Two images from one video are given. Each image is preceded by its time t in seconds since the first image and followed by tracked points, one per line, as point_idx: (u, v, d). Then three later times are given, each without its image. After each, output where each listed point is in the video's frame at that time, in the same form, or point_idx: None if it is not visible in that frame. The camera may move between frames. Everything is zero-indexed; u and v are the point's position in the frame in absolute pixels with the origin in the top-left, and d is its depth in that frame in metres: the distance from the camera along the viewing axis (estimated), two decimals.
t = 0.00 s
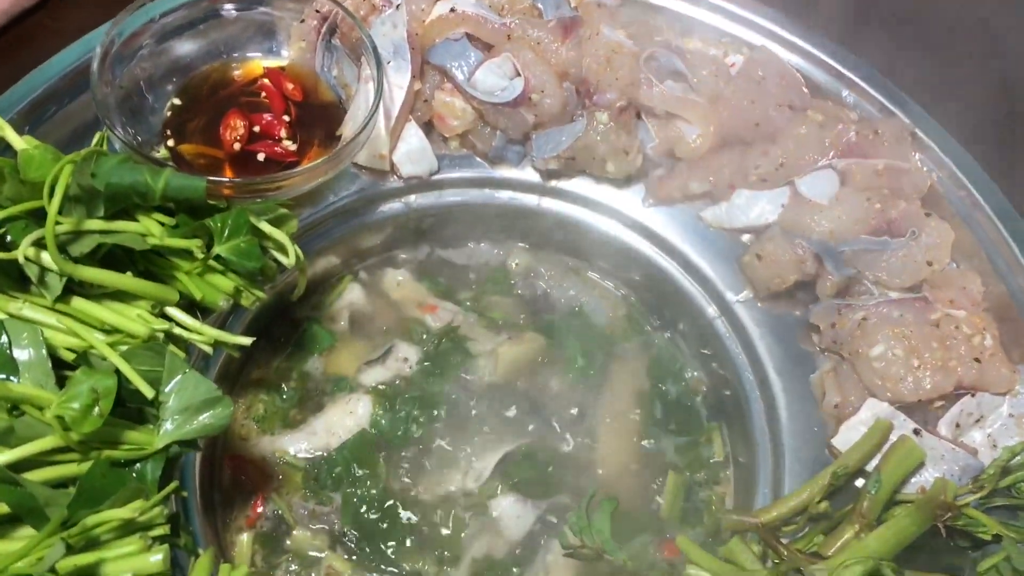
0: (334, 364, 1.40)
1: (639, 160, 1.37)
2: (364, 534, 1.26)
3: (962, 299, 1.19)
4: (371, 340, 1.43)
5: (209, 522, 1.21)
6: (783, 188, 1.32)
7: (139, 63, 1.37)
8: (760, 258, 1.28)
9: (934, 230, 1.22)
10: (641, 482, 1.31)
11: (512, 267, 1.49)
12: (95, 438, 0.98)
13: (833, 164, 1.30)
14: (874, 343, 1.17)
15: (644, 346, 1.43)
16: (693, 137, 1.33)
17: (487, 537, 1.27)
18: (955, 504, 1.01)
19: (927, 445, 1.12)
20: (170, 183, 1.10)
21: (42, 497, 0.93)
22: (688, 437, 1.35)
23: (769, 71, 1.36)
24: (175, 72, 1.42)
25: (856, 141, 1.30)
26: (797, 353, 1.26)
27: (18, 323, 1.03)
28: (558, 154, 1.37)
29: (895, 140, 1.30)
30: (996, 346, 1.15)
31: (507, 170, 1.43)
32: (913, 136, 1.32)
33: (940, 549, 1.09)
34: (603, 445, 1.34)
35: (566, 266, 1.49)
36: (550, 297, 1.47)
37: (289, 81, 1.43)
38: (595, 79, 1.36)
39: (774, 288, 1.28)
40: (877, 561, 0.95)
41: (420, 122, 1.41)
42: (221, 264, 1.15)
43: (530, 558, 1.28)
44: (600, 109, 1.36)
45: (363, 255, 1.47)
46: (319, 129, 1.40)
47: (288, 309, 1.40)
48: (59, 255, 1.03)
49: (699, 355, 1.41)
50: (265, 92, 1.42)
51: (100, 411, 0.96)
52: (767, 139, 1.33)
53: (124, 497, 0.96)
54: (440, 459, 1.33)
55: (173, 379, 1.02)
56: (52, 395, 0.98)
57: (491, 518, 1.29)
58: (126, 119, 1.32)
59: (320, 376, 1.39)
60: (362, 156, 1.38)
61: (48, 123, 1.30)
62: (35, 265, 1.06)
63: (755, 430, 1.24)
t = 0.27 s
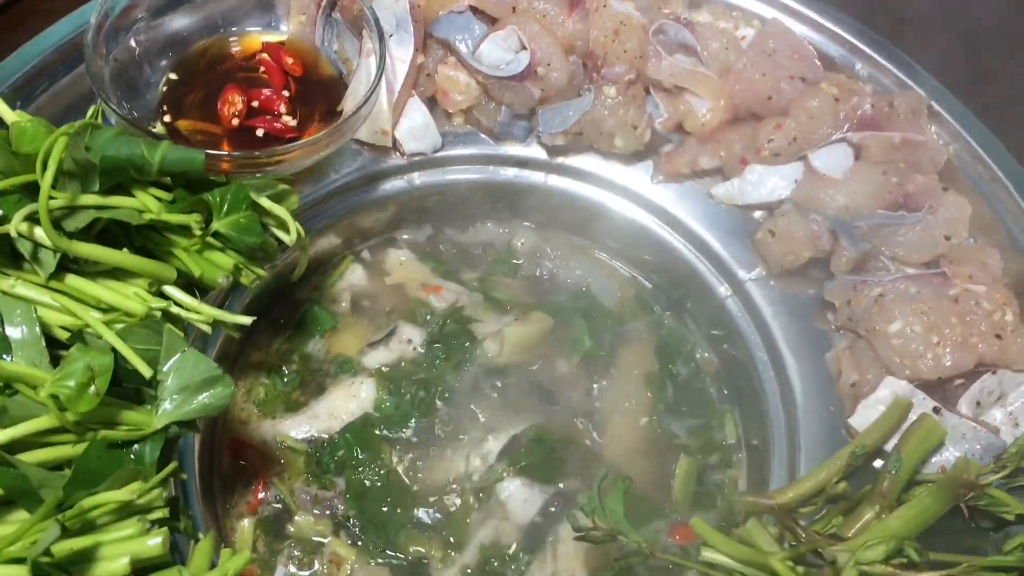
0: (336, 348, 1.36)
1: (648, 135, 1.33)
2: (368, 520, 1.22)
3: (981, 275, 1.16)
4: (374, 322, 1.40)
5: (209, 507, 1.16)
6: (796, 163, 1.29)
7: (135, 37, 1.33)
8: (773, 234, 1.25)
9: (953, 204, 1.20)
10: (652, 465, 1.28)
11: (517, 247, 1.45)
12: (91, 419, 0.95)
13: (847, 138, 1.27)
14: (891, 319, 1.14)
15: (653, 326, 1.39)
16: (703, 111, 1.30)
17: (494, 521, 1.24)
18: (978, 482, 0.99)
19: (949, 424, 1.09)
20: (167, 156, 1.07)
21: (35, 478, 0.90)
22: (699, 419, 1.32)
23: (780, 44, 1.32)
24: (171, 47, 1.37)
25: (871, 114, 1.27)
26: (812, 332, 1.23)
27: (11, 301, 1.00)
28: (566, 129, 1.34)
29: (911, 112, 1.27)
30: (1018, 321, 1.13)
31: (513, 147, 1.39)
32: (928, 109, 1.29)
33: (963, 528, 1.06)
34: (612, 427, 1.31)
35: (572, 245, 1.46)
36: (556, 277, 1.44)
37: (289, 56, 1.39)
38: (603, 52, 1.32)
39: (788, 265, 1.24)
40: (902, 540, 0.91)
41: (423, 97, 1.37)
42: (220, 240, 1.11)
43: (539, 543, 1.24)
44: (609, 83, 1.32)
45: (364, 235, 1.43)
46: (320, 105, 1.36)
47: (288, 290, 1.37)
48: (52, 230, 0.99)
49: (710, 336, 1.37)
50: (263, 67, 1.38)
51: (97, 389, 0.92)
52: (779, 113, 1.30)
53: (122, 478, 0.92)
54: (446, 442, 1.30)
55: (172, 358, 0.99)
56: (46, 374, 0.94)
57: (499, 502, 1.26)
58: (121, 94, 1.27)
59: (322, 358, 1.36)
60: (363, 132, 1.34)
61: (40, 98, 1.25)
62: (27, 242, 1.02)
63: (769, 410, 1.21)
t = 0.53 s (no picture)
0: (337, 330, 1.34)
1: (652, 116, 1.30)
2: (368, 508, 1.20)
3: (995, 255, 1.15)
4: (374, 308, 1.38)
5: (204, 494, 1.14)
6: (803, 143, 1.26)
7: (128, 17, 1.30)
8: (780, 215, 1.22)
9: (963, 183, 1.18)
10: (655, 450, 1.27)
11: (519, 231, 1.44)
12: (83, 401, 0.92)
13: (855, 117, 1.25)
14: (902, 301, 1.12)
15: (657, 311, 1.38)
16: (708, 92, 1.28)
17: (497, 509, 1.22)
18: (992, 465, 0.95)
19: (962, 406, 1.07)
20: (161, 134, 1.04)
21: (25, 462, 0.87)
22: (704, 404, 1.30)
23: (787, 23, 1.30)
24: (165, 28, 1.34)
25: (880, 92, 1.25)
26: (821, 315, 1.21)
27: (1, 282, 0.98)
28: (569, 111, 1.30)
29: (920, 90, 1.24)
30: None
31: (514, 129, 1.35)
32: (938, 87, 1.26)
33: (972, 511, 1.04)
34: (617, 412, 1.29)
35: (574, 230, 1.44)
36: (559, 262, 1.43)
37: (286, 37, 1.37)
38: (607, 32, 1.31)
39: (796, 246, 1.22)
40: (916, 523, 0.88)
41: (422, 78, 1.34)
42: (215, 221, 1.08)
43: (542, 531, 1.22)
44: (613, 62, 1.31)
45: (363, 220, 1.41)
46: (318, 86, 1.34)
47: (286, 275, 1.34)
48: (43, 209, 0.96)
49: (715, 321, 1.34)
50: (260, 48, 1.36)
51: (89, 369, 0.90)
52: (786, 92, 1.28)
53: (115, 461, 0.90)
54: (448, 428, 1.28)
55: (166, 339, 0.96)
56: (36, 356, 0.92)
57: (501, 489, 1.23)
58: (114, 75, 1.25)
59: (323, 343, 1.34)
60: (361, 113, 1.31)
61: (32, 79, 1.23)
62: (18, 222, 1.00)
63: (778, 394, 1.19)
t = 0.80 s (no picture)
0: (337, 314, 1.33)
1: (653, 98, 1.28)
2: (368, 494, 1.18)
3: (1001, 235, 1.12)
4: (372, 295, 1.36)
5: (201, 480, 1.13)
6: (807, 124, 1.25)
7: None
8: (784, 197, 1.20)
9: (970, 163, 1.15)
10: (657, 436, 1.25)
11: (520, 218, 1.42)
12: (77, 382, 0.91)
13: (859, 98, 1.24)
14: (909, 282, 1.10)
15: (659, 296, 1.37)
16: (710, 74, 1.26)
17: (498, 496, 1.21)
18: (1000, 446, 0.93)
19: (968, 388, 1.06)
20: (156, 116, 1.03)
21: (18, 443, 0.86)
22: (707, 390, 1.29)
23: (791, 4, 1.28)
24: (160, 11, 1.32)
25: (884, 72, 1.23)
26: (825, 298, 1.19)
27: None
28: (569, 93, 1.28)
29: (925, 70, 1.23)
30: None
31: (513, 113, 1.33)
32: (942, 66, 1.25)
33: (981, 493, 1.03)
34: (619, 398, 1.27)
35: (575, 216, 1.43)
36: (560, 247, 1.41)
37: (283, 20, 1.36)
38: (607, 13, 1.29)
39: (799, 229, 1.20)
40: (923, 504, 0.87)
41: (421, 62, 1.32)
42: (211, 203, 1.07)
43: (544, 518, 1.21)
44: (613, 43, 1.29)
45: (361, 206, 1.40)
46: (315, 69, 1.33)
47: (284, 262, 1.33)
48: (37, 190, 0.95)
49: (718, 306, 1.33)
50: (257, 31, 1.34)
51: (83, 350, 0.89)
52: (789, 74, 1.26)
53: (110, 443, 0.89)
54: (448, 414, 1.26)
55: (161, 322, 0.94)
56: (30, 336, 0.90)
57: (502, 476, 1.22)
58: (109, 58, 1.24)
59: (323, 328, 1.33)
60: (358, 96, 1.30)
61: (26, 62, 1.22)
62: (11, 203, 0.98)
63: (781, 378, 1.18)
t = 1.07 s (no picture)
0: (336, 302, 1.32)
1: (655, 79, 1.27)
2: (370, 479, 1.17)
3: (1010, 211, 1.10)
4: (373, 280, 1.35)
5: (201, 466, 1.12)
6: (812, 104, 1.23)
7: None
8: (789, 176, 1.19)
9: (976, 140, 1.14)
10: (662, 420, 1.24)
11: (521, 202, 1.40)
12: (74, 363, 0.90)
13: (864, 76, 1.22)
14: (916, 260, 1.09)
15: (663, 280, 1.35)
16: (714, 54, 1.24)
17: (501, 481, 1.19)
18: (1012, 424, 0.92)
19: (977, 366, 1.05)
20: (152, 96, 1.01)
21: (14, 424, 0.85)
22: (712, 374, 1.27)
23: None
24: None
25: (889, 50, 1.22)
26: (831, 278, 1.18)
27: None
28: (571, 74, 1.27)
29: (931, 48, 1.22)
30: None
31: (513, 96, 1.31)
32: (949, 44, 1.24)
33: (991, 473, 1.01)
34: (622, 382, 1.26)
35: (578, 200, 1.41)
36: (562, 232, 1.40)
37: (280, 2, 1.33)
38: None
39: (803, 210, 1.19)
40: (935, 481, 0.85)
41: (420, 44, 1.30)
42: (209, 184, 1.06)
43: (548, 503, 1.20)
44: (613, 23, 1.27)
45: (361, 191, 1.38)
46: (313, 52, 1.31)
47: (284, 248, 1.32)
48: (32, 170, 0.93)
49: (722, 289, 1.32)
50: (254, 14, 1.32)
51: (80, 330, 0.88)
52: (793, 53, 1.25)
53: (107, 424, 0.88)
54: (450, 400, 1.25)
55: (158, 302, 0.93)
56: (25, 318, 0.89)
57: (505, 461, 1.21)
58: (106, 40, 1.22)
59: (323, 314, 1.31)
60: (357, 79, 1.28)
61: (23, 44, 1.21)
62: (5, 184, 0.97)
63: (788, 359, 1.17)
